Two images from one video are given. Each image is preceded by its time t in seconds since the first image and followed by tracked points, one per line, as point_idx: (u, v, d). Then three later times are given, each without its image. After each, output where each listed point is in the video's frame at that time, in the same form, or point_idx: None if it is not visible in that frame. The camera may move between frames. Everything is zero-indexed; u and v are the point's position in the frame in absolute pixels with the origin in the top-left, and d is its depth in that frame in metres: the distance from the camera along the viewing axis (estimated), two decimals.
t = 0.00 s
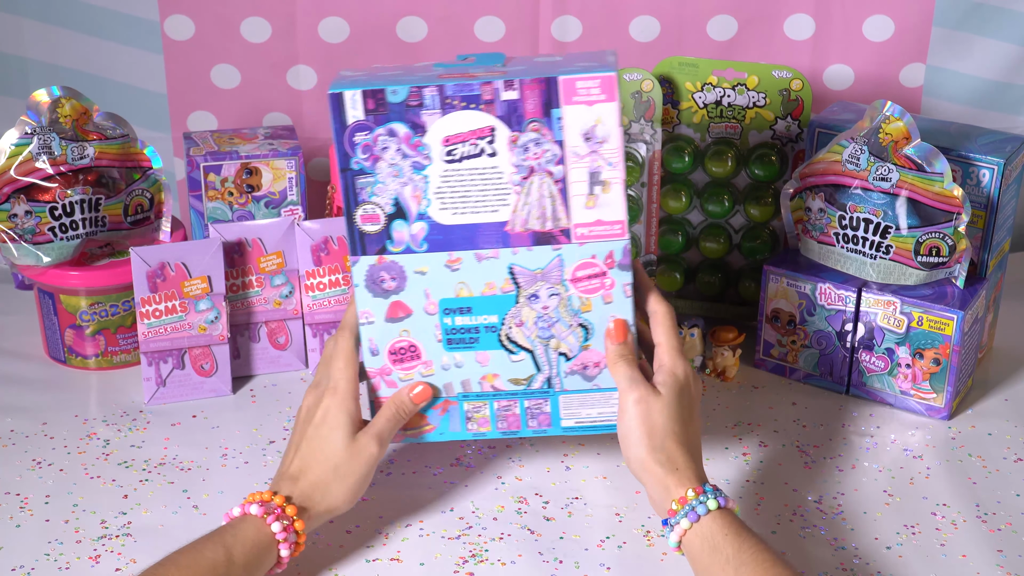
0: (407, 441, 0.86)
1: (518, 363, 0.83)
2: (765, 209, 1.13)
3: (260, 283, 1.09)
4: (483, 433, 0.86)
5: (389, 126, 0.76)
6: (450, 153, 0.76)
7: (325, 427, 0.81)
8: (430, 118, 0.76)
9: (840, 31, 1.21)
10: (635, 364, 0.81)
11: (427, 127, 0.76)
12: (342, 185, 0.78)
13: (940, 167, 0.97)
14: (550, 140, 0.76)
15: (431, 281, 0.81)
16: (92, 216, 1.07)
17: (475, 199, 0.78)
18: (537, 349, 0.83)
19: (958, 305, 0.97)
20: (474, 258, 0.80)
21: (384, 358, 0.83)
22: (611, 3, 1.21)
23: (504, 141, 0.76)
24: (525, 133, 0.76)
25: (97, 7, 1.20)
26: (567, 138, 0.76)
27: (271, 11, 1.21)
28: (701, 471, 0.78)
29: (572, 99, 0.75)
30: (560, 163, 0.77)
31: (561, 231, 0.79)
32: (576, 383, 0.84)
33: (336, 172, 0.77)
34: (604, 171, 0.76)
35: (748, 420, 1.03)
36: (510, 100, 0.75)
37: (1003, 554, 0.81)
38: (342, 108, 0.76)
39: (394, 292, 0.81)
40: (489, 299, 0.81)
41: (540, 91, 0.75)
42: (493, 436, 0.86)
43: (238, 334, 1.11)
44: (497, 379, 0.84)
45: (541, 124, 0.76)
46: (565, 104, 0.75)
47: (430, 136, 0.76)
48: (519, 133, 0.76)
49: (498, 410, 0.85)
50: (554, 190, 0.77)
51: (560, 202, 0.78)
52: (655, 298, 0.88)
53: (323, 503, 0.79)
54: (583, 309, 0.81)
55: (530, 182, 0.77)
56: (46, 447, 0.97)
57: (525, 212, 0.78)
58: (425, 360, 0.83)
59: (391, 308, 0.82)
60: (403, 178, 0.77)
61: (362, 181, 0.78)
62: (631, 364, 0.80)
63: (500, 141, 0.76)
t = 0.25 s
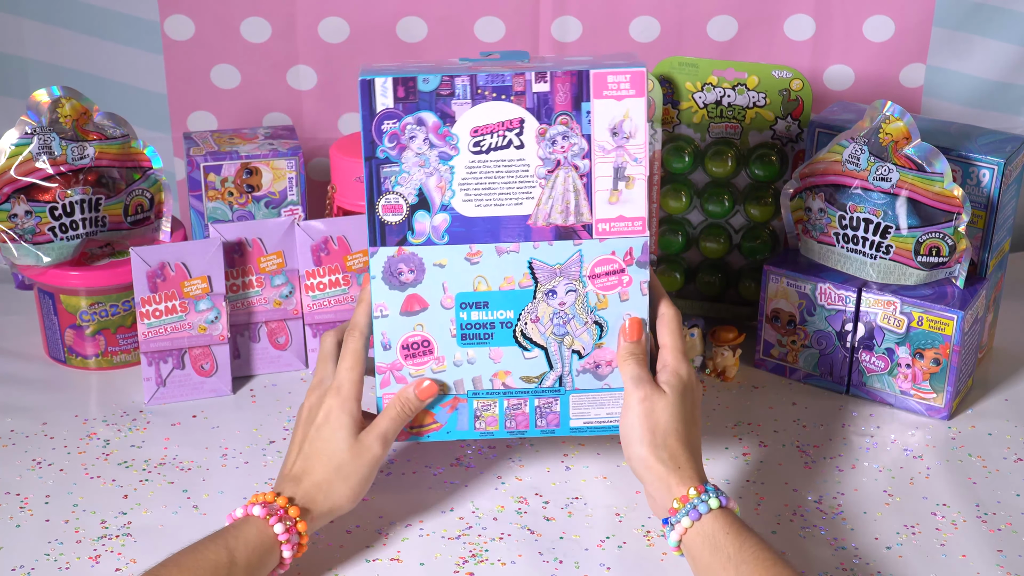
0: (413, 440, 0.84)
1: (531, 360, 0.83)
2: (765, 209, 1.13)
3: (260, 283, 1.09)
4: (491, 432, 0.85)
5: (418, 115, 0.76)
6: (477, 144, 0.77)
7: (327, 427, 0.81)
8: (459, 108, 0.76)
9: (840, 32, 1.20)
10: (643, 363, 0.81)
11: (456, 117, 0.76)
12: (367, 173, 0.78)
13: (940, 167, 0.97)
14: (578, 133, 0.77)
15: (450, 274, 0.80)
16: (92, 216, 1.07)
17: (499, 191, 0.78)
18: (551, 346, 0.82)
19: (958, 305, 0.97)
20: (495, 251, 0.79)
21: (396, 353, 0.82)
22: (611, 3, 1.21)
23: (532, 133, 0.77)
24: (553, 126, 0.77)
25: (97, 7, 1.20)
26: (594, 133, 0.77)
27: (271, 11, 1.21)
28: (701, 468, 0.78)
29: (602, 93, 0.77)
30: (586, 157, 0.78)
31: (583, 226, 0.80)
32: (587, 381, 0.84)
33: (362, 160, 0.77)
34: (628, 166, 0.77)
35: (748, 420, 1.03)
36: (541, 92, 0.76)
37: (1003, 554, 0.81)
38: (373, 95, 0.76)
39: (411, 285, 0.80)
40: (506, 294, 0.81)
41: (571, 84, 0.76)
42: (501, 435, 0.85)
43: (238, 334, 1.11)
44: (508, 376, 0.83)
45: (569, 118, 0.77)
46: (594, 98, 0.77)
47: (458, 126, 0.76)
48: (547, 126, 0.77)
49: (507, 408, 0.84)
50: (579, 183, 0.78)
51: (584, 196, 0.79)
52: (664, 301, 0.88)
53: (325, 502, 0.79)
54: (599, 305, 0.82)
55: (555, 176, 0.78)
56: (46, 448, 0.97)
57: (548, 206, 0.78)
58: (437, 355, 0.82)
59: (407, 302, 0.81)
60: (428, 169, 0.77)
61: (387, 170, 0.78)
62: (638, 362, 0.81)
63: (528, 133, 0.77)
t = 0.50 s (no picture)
0: (398, 440, 0.85)
1: (517, 367, 0.83)
2: (765, 209, 1.13)
3: (260, 283, 1.09)
4: (475, 435, 0.86)
5: (413, 120, 0.76)
6: (470, 151, 0.77)
7: (322, 423, 0.80)
8: (454, 115, 0.76)
9: (840, 32, 1.20)
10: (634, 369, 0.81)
11: (450, 124, 0.76)
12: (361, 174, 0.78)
13: (940, 167, 0.97)
14: (572, 144, 0.77)
15: (439, 279, 0.81)
16: (92, 216, 1.07)
17: (490, 199, 0.78)
18: (537, 354, 0.83)
19: (958, 305, 0.97)
20: (484, 258, 0.80)
21: (384, 354, 0.83)
22: (611, 3, 1.21)
23: (526, 142, 0.76)
24: (548, 135, 0.76)
25: (97, 7, 1.20)
26: (589, 144, 0.77)
27: (271, 12, 1.21)
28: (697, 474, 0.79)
29: (598, 105, 0.76)
30: (579, 168, 0.77)
31: (573, 237, 0.80)
32: (574, 391, 0.84)
33: (356, 162, 0.78)
34: (621, 179, 0.77)
35: (749, 420, 1.03)
36: (536, 101, 0.76)
37: (1003, 554, 0.81)
38: (369, 98, 0.76)
39: (400, 287, 0.81)
40: (496, 301, 0.81)
41: (566, 95, 0.76)
42: (485, 440, 0.86)
43: (238, 334, 1.11)
44: (495, 382, 0.84)
45: (564, 129, 0.76)
46: (589, 109, 0.76)
47: (453, 133, 0.77)
48: (542, 135, 0.76)
49: (492, 414, 0.84)
50: (571, 195, 0.78)
51: (576, 208, 0.79)
52: (660, 305, 0.89)
53: (320, 499, 0.79)
54: (587, 317, 0.82)
55: (548, 185, 0.77)
56: (47, 448, 0.97)
57: (540, 216, 0.79)
58: (424, 358, 0.83)
59: (396, 304, 0.82)
60: (421, 173, 0.78)
61: (381, 174, 0.78)
62: (630, 368, 0.81)
63: (522, 142, 0.77)
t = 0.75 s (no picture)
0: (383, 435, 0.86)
1: (500, 367, 0.83)
2: (764, 209, 1.13)
3: (260, 283, 1.09)
4: (460, 433, 0.86)
5: (388, 124, 0.77)
6: (446, 155, 0.77)
7: (312, 422, 0.81)
8: (429, 119, 0.76)
9: (840, 32, 1.20)
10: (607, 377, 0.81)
11: (425, 128, 0.76)
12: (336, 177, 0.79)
13: (940, 167, 0.97)
14: (548, 149, 0.76)
15: (418, 280, 0.81)
16: (92, 216, 1.07)
17: (467, 203, 0.78)
18: (519, 354, 0.82)
19: (958, 305, 0.97)
20: (462, 261, 0.80)
21: (367, 352, 0.84)
22: (611, 3, 1.21)
23: (500, 146, 0.76)
24: (523, 140, 0.76)
25: (97, 7, 1.20)
26: (565, 149, 0.76)
27: (271, 12, 1.21)
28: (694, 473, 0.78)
29: (573, 110, 0.75)
30: (555, 173, 0.77)
31: (551, 241, 0.79)
32: (557, 390, 0.83)
33: (332, 165, 0.78)
34: (598, 184, 0.76)
35: (749, 420, 1.03)
36: (510, 106, 0.76)
37: (1003, 554, 0.81)
38: (343, 102, 0.77)
39: (380, 288, 0.82)
40: (475, 303, 0.82)
41: (540, 100, 0.75)
42: (471, 436, 0.86)
43: (238, 334, 1.11)
44: (477, 381, 0.84)
45: (538, 133, 0.76)
46: (565, 115, 0.75)
47: (427, 136, 0.76)
48: (516, 140, 0.76)
49: (475, 412, 0.85)
50: (548, 199, 0.77)
51: (553, 211, 0.78)
52: (643, 300, 0.88)
53: (312, 496, 0.79)
54: (568, 318, 0.81)
55: (525, 189, 0.77)
56: (47, 448, 0.97)
57: (517, 219, 0.78)
58: (406, 357, 0.84)
59: (377, 304, 0.82)
60: (397, 176, 0.78)
61: (357, 177, 0.78)
62: (603, 377, 0.81)
63: (498, 146, 0.76)
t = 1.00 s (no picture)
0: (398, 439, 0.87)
1: (514, 368, 0.83)
2: (764, 209, 1.13)
3: (260, 283, 1.09)
4: (475, 434, 0.86)
5: (396, 129, 0.76)
6: (455, 158, 0.76)
7: (323, 427, 0.81)
8: (437, 123, 0.76)
9: (840, 32, 1.20)
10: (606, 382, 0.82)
11: (433, 132, 0.76)
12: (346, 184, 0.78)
13: (940, 167, 0.97)
14: (557, 150, 0.76)
15: (431, 283, 0.81)
16: (92, 216, 1.07)
17: (478, 205, 0.78)
18: (533, 355, 0.83)
19: (958, 305, 0.97)
20: (475, 263, 0.80)
21: (380, 357, 0.84)
22: (611, 3, 1.21)
23: (510, 149, 0.76)
24: (531, 142, 0.76)
25: (97, 7, 1.20)
26: (574, 149, 0.76)
27: (271, 12, 1.21)
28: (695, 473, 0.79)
29: (581, 110, 0.75)
30: (565, 173, 0.77)
31: (563, 241, 0.79)
32: (571, 389, 0.84)
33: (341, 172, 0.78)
34: (608, 183, 0.76)
35: (748, 420, 1.03)
36: (518, 108, 0.75)
37: (1003, 554, 0.81)
38: (350, 109, 0.76)
39: (392, 293, 0.81)
40: (488, 304, 0.82)
41: (549, 101, 0.75)
42: (485, 438, 0.86)
43: (238, 334, 1.11)
44: (491, 382, 0.84)
45: (547, 134, 0.75)
46: (573, 115, 0.75)
47: (436, 140, 0.76)
48: (526, 142, 0.76)
49: (491, 413, 0.85)
50: (558, 200, 0.77)
51: (564, 212, 0.78)
52: (654, 301, 0.88)
53: (320, 501, 0.79)
54: (581, 317, 0.81)
55: (535, 191, 0.77)
56: (47, 447, 0.97)
57: (528, 220, 0.78)
58: (420, 361, 0.84)
59: (389, 308, 0.82)
60: (407, 181, 0.77)
61: (366, 182, 0.78)
62: (603, 382, 0.81)
63: (506, 148, 0.76)
